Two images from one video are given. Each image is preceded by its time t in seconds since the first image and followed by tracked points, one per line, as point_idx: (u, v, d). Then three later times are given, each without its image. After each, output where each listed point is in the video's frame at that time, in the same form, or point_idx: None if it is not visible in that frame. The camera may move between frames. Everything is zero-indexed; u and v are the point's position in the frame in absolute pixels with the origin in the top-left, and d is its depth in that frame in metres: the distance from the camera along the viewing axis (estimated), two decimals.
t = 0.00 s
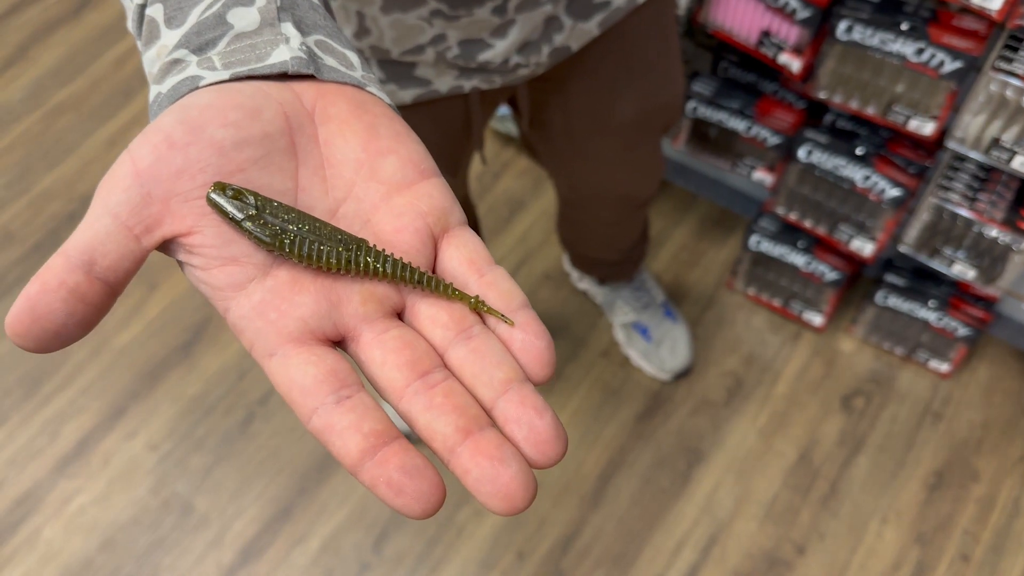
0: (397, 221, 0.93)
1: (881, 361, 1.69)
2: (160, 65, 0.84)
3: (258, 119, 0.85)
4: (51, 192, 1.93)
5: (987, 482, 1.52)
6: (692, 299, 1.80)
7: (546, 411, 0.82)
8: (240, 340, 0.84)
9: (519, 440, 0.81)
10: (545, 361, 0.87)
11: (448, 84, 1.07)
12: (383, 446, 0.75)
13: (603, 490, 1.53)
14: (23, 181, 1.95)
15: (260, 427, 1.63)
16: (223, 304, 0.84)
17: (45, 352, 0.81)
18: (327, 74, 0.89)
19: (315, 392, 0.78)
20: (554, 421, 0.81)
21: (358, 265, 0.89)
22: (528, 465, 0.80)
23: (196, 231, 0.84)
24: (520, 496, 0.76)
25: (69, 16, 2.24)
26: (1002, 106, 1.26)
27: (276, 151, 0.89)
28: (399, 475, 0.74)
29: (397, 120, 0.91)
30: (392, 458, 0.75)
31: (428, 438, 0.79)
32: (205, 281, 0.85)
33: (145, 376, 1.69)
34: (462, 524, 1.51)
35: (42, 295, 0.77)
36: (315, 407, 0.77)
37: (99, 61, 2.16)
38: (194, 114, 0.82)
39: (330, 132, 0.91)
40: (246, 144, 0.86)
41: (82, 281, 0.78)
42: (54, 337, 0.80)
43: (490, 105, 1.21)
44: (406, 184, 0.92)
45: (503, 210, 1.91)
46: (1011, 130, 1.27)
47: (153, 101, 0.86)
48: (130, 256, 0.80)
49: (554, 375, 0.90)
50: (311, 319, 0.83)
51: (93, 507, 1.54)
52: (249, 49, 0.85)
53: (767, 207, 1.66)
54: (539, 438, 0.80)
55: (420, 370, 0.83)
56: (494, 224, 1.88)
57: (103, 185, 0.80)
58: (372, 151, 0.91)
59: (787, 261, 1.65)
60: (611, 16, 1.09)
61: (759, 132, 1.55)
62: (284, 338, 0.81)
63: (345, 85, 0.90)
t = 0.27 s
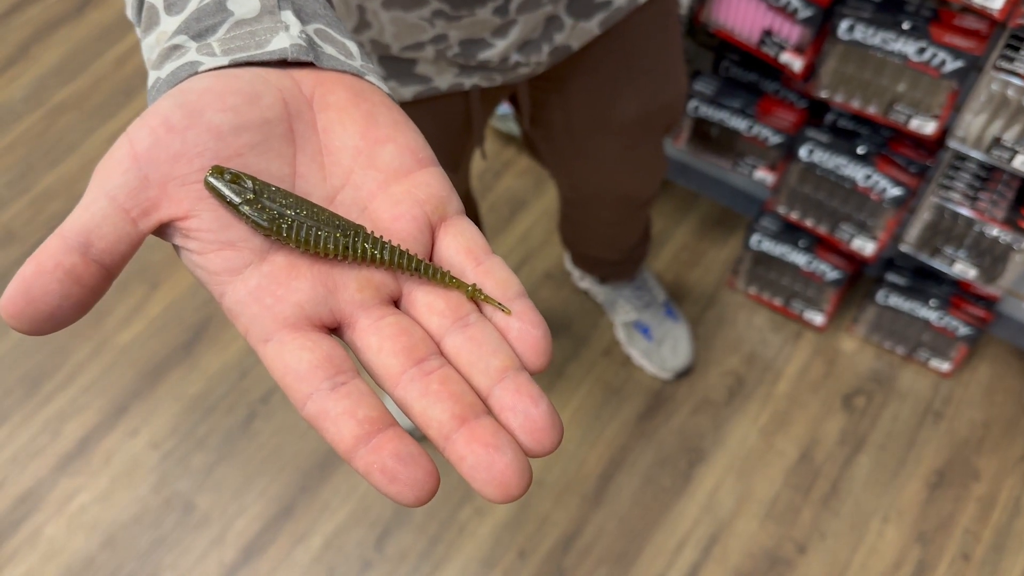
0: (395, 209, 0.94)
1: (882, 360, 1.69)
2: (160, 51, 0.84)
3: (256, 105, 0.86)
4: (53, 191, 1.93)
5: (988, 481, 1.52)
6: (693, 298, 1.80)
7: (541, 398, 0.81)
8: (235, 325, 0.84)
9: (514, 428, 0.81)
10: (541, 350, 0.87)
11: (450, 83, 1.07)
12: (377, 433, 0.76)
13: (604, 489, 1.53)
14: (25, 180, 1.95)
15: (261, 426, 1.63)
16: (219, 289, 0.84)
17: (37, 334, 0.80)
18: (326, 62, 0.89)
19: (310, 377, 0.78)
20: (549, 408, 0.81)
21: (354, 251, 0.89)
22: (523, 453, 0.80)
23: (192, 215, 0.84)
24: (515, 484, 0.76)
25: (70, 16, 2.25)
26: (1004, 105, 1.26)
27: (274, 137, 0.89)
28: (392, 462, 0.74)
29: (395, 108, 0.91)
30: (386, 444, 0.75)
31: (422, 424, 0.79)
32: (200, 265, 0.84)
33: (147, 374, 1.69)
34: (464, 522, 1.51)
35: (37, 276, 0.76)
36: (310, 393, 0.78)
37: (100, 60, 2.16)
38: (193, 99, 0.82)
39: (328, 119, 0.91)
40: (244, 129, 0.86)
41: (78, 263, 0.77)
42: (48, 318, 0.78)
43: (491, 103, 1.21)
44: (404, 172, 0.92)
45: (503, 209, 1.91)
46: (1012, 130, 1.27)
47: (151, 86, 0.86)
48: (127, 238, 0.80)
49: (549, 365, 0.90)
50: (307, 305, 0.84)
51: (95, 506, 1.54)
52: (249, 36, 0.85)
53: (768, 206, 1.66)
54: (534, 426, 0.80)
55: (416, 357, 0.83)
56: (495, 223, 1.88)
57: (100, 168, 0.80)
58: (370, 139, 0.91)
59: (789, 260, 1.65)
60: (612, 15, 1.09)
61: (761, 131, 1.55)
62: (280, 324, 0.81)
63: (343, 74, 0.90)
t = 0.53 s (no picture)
0: (411, 214, 0.94)
1: (883, 361, 1.70)
2: (177, 56, 0.84)
3: (277, 111, 0.86)
4: (54, 191, 1.93)
5: (988, 481, 1.52)
6: (695, 299, 1.80)
7: (556, 401, 0.82)
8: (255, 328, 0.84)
9: (528, 429, 0.81)
10: (554, 352, 0.88)
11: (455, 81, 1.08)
12: (395, 434, 0.76)
13: (605, 489, 1.54)
14: (26, 179, 1.95)
15: (263, 425, 1.64)
16: (240, 291, 0.84)
17: (61, 336, 0.78)
18: (343, 69, 0.89)
19: (330, 378, 0.78)
20: (562, 411, 0.82)
21: (374, 256, 0.89)
22: (539, 453, 0.80)
23: (214, 220, 0.84)
24: (530, 483, 0.77)
25: (72, 15, 2.25)
26: (1006, 106, 1.26)
27: (293, 143, 0.89)
28: (411, 463, 0.75)
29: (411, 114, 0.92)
30: (404, 445, 0.75)
31: (440, 426, 0.80)
32: (222, 269, 0.84)
33: (149, 374, 1.69)
34: (465, 522, 1.51)
35: (63, 280, 0.75)
36: (329, 394, 0.78)
37: (102, 60, 2.16)
38: (214, 104, 0.82)
39: (346, 125, 0.91)
40: (265, 135, 0.86)
41: (104, 266, 0.76)
42: (73, 321, 0.77)
43: (495, 101, 1.21)
44: (419, 178, 0.93)
45: (505, 210, 1.91)
46: (1014, 131, 1.27)
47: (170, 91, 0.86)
48: (151, 243, 0.79)
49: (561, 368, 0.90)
50: (326, 308, 0.84)
51: (97, 505, 1.54)
52: (265, 42, 0.85)
53: (769, 207, 1.66)
54: (549, 427, 0.81)
55: (433, 359, 0.83)
56: (497, 223, 1.89)
57: (124, 173, 0.79)
58: (387, 145, 0.92)
59: (790, 261, 1.66)
60: (617, 14, 1.08)
61: (762, 132, 1.55)
62: (299, 327, 0.81)
63: (359, 81, 0.90)
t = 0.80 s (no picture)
0: (413, 193, 0.94)
1: (884, 362, 1.69)
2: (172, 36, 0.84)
3: (274, 87, 0.86)
4: (55, 192, 1.93)
5: (989, 483, 1.52)
6: (695, 300, 1.80)
7: (566, 383, 0.82)
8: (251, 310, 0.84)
9: (538, 412, 0.81)
10: (564, 335, 0.88)
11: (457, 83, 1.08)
12: (396, 419, 0.76)
13: (606, 490, 1.54)
14: (26, 180, 1.95)
15: (263, 426, 1.63)
16: (235, 272, 0.83)
17: (47, 318, 0.77)
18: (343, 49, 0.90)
19: (328, 361, 0.78)
20: (573, 394, 0.81)
21: (375, 234, 0.89)
22: (548, 437, 0.80)
23: (208, 197, 0.83)
24: (541, 468, 0.76)
25: (72, 15, 2.24)
26: (1006, 108, 1.26)
27: (291, 120, 0.89)
28: (412, 449, 0.74)
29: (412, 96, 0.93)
30: (405, 430, 0.75)
31: (444, 409, 0.79)
32: (216, 248, 0.83)
33: (149, 374, 1.69)
34: (466, 524, 1.51)
35: (49, 257, 0.74)
36: (328, 377, 0.77)
37: (102, 60, 2.16)
38: (209, 80, 0.82)
39: (345, 104, 0.92)
40: (262, 111, 0.86)
41: (92, 243, 0.75)
42: (58, 302, 0.76)
43: (495, 102, 1.21)
44: (421, 157, 0.94)
45: (505, 210, 1.91)
46: (1014, 132, 1.27)
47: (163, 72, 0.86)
48: (142, 220, 0.78)
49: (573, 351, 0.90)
50: (325, 289, 0.84)
51: (97, 507, 1.54)
52: (263, 22, 0.86)
53: (770, 208, 1.66)
54: (559, 411, 0.81)
55: (437, 341, 0.83)
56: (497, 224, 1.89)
57: (114, 149, 0.78)
58: (387, 123, 0.92)
59: (790, 263, 1.65)
60: (617, 16, 1.08)
61: (762, 134, 1.55)
62: (297, 308, 0.81)
63: (359, 60, 0.92)
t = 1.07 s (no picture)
0: (415, 193, 0.95)
1: (882, 365, 1.70)
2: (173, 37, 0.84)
3: (275, 87, 0.86)
4: (54, 193, 1.93)
5: (988, 485, 1.52)
6: (694, 302, 1.80)
7: (569, 383, 0.82)
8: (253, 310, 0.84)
9: (542, 412, 0.81)
10: (567, 334, 0.88)
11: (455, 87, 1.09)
12: (398, 419, 0.76)
13: (605, 493, 1.54)
14: (25, 182, 1.95)
15: (262, 428, 1.63)
16: (237, 272, 0.83)
17: (50, 319, 0.78)
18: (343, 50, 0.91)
19: (331, 361, 0.78)
20: (576, 394, 0.82)
21: (377, 234, 0.89)
22: (552, 436, 0.80)
23: (210, 197, 0.83)
24: (546, 467, 0.76)
25: (71, 17, 2.25)
26: (1004, 110, 1.26)
27: (292, 120, 0.90)
28: (414, 449, 0.74)
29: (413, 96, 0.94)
30: (407, 431, 0.75)
31: (447, 409, 0.79)
32: (218, 249, 0.84)
33: (148, 376, 1.69)
34: (464, 526, 1.51)
35: (51, 258, 0.74)
36: (330, 377, 0.77)
37: (102, 62, 2.17)
38: (211, 80, 0.82)
39: (347, 105, 0.92)
40: (264, 112, 0.87)
41: (94, 244, 0.75)
42: (61, 303, 0.76)
43: (494, 105, 1.21)
44: (422, 158, 0.94)
45: (504, 212, 1.91)
46: (1012, 135, 1.27)
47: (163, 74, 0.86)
48: (144, 221, 0.78)
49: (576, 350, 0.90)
50: (328, 289, 0.84)
51: (96, 509, 1.54)
52: (263, 22, 0.86)
53: (768, 210, 1.66)
54: (562, 410, 0.81)
55: (440, 341, 0.83)
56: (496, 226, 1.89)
57: (116, 149, 0.78)
58: (389, 124, 0.93)
59: (789, 265, 1.66)
60: (615, 19, 1.08)
61: (761, 136, 1.55)
62: (300, 308, 0.81)
63: (360, 61, 0.92)
